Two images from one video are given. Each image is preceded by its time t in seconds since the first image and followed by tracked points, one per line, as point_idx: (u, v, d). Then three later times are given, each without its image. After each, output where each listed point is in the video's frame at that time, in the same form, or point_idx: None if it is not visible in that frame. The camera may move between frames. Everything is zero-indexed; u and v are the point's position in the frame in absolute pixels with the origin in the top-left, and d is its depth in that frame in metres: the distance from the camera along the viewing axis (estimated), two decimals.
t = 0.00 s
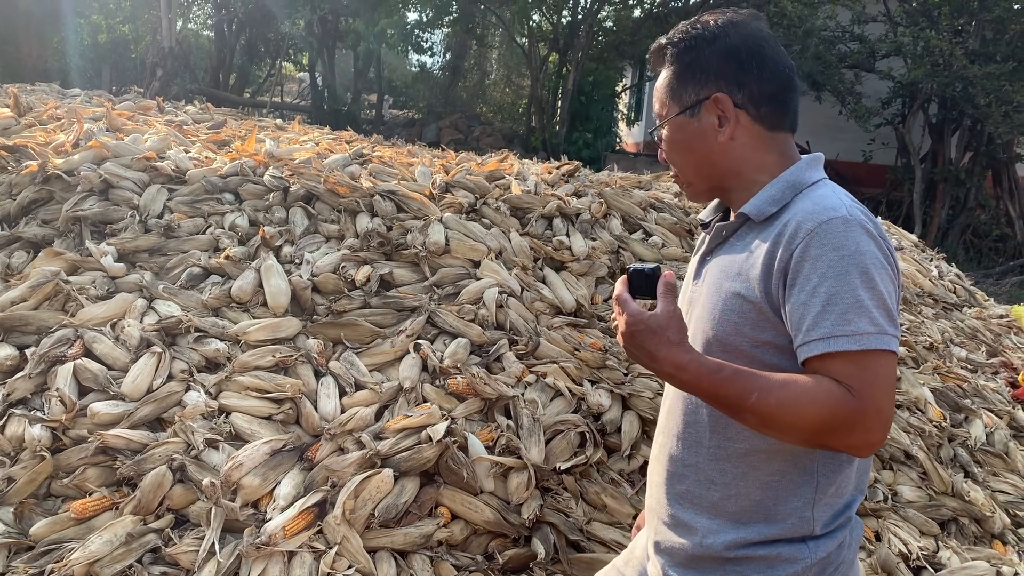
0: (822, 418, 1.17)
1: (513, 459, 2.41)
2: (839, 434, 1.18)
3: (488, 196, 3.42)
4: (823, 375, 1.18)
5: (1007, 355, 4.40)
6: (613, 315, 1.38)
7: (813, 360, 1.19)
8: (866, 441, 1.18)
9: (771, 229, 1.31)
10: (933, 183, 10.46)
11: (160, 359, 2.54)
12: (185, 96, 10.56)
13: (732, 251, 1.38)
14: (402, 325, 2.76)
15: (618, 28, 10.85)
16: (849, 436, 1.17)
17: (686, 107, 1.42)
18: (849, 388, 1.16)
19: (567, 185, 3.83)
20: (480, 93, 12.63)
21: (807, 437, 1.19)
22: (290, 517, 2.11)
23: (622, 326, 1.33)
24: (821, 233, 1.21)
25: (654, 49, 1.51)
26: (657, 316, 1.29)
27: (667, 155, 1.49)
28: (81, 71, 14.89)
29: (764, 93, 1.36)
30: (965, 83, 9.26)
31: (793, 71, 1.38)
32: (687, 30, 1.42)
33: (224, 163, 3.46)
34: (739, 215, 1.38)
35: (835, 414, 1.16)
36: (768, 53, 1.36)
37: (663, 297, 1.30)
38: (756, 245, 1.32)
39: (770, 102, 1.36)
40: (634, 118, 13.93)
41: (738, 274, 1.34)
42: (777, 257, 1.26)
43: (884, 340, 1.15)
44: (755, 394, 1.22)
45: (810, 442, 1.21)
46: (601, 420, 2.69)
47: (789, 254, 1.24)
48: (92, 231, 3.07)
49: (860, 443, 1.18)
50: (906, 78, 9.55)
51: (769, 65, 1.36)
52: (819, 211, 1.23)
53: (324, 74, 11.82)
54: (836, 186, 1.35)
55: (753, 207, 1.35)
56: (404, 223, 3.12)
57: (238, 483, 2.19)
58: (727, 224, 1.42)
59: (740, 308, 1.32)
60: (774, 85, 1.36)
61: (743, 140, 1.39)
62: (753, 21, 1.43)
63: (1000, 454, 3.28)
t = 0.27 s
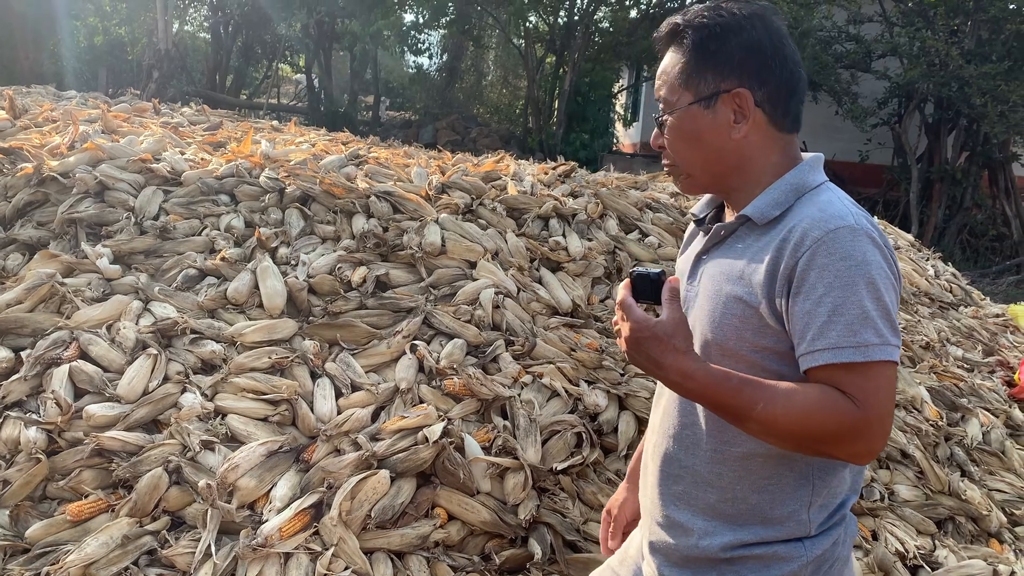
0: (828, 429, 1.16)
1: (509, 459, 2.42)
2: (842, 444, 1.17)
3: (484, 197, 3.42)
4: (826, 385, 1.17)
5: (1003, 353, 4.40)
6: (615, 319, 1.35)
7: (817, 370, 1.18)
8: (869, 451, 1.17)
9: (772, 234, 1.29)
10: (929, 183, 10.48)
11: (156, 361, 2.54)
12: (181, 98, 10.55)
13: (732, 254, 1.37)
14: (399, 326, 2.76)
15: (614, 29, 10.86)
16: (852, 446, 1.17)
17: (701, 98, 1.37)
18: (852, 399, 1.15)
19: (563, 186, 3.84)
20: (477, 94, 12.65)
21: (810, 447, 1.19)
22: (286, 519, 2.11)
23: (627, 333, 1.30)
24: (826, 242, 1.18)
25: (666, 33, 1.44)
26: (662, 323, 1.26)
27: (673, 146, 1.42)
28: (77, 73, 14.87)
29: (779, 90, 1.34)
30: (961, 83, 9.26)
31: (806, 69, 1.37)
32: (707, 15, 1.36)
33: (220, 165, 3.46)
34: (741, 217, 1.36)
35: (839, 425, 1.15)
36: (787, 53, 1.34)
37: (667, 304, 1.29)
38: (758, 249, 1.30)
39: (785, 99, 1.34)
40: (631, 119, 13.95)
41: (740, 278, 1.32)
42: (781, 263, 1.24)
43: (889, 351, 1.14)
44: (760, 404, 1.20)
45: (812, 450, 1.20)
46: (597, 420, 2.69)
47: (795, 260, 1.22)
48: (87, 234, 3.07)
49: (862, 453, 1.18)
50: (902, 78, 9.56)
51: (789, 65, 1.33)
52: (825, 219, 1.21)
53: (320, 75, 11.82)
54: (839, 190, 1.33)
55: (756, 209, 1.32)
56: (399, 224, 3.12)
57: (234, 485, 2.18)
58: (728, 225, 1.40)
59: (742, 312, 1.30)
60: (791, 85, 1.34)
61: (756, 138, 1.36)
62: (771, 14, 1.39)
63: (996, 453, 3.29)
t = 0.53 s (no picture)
0: (844, 446, 1.15)
1: (507, 462, 2.42)
2: (854, 460, 1.17)
3: (481, 199, 3.42)
4: (841, 400, 1.17)
5: (1000, 354, 4.41)
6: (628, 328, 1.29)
7: (832, 385, 1.17)
8: (880, 465, 1.18)
9: (787, 244, 1.27)
10: (926, 184, 10.49)
11: (154, 365, 2.54)
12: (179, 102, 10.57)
13: (740, 260, 1.34)
14: (397, 328, 2.76)
15: (611, 31, 10.88)
16: (866, 462, 1.17)
17: (720, 97, 1.34)
18: (867, 415, 1.15)
19: (560, 188, 3.84)
20: (474, 96, 12.70)
21: (824, 461, 1.18)
22: (284, 523, 2.11)
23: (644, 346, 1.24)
24: (846, 257, 1.17)
25: (683, 26, 1.40)
26: (680, 336, 1.21)
27: (687, 145, 1.39)
28: (74, 77, 14.90)
29: (800, 97, 1.33)
30: (957, 84, 9.27)
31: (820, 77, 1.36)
32: (731, 11, 1.33)
33: (217, 169, 3.46)
34: (751, 222, 1.34)
35: (855, 442, 1.15)
36: (808, 57, 1.33)
37: (685, 317, 1.22)
38: (771, 257, 1.28)
39: (803, 106, 1.33)
40: (629, 121, 13.97)
41: (750, 286, 1.30)
42: (798, 274, 1.22)
43: (904, 367, 1.15)
44: (777, 420, 1.18)
45: (822, 465, 1.20)
46: (595, 422, 2.69)
47: (813, 272, 1.20)
48: (85, 238, 3.08)
49: (872, 468, 1.18)
50: (898, 80, 9.58)
51: (809, 70, 1.33)
52: (844, 232, 1.19)
53: (318, 78, 11.84)
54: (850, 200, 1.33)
55: (771, 216, 1.30)
56: (397, 227, 3.12)
57: (232, 489, 2.19)
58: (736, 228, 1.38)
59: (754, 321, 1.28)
60: (809, 91, 1.34)
61: (773, 142, 1.35)
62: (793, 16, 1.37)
63: (994, 453, 3.29)
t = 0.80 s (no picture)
0: (856, 457, 1.16)
1: (505, 466, 2.42)
2: (864, 472, 1.18)
3: (479, 203, 3.43)
4: (855, 412, 1.17)
5: (998, 356, 4.41)
6: (644, 334, 1.24)
7: (845, 396, 1.18)
8: (886, 477, 1.19)
9: (799, 253, 1.26)
10: (924, 186, 10.51)
11: (151, 370, 2.54)
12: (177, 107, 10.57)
13: (745, 266, 1.33)
14: (394, 333, 2.76)
15: (609, 35, 10.90)
16: (874, 474, 1.18)
17: (734, 98, 1.33)
18: (881, 428, 1.16)
19: (557, 192, 3.85)
20: (472, 100, 12.75)
21: (834, 473, 1.18)
22: (282, 527, 2.11)
23: (664, 353, 1.19)
24: (864, 268, 1.17)
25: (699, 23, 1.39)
26: (702, 346, 1.17)
27: (696, 145, 1.38)
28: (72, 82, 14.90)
29: (813, 104, 1.33)
30: (954, 86, 9.29)
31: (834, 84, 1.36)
32: (750, 13, 1.32)
33: (215, 173, 3.47)
34: (760, 229, 1.32)
35: (867, 454, 1.16)
36: (825, 63, 1.32)
37: (705, 326, 1.18)
38: (781, 265, 1.27)
39: (816, 113, 1.33)
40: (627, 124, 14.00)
41: (759, 294, 1.28)
42: (812, 284, 1.22)
43: (914, 381, 1.16)
44: (794, 431, 1.18)
45: (830, 476, 1.20)
46: (593, 425, 2.70)
47: (830, 282, 1.19)
48: (83, 243, 3.08)
49: (878, 480, 1.20)
50: (896, 82, 9.59)
51: (825, 76, 1.32)
52: (859, 243, 1.20)
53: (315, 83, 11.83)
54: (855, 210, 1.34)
55: (782, 222, 1.29)
56: (395, 231, 3.13)
57: (230, 493, 2.19)
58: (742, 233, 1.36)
59: (763, 328, 1.27)
60: (823, 98, 1.33)
61: (782, 148, 1.35)
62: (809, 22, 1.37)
63: (991, 455, 3.29)
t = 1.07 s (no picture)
0: (855, 463, 1.16)
1: (504, 470, 2.42)
2: (861, 476, 1.18)
3: (478, 207, 3.43)
4: (852, 417, 1.17)
5: (997, 358, 4.41)
6: (642, 346, 1.21)
7: (842, 401, 1.18)
8: (881, 480, 1.20)
9: (792, 256, 1.25)
10: (922, 188, 10.52)
11: (150, 375, 2.54)
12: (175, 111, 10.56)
13: (737, 270, 1.31)
14: (393, 337, 2.76)
15: (608, 38, 10.92)
16: (871, 478, 1.18)
17: (730, 94, 1.33)
18: (878, 432, 1.16)
19: (556, 196, 3.85)
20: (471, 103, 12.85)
21: (832, 478, 1.18)
22: (281, 531, 2.11)
23: (666, 365, 1.17)
24: (859, 272, 1.17)
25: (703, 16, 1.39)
26: (704, 357, 1.14)
27: (689, 139, 1.38)
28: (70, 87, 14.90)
29: (809, 106, 1.33)
30: (952, 89, 9.31)
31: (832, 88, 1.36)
32: (754, 9, 1.32)
33: (213, 178, 3.47)
34: (751, 231, 1.31)
35: (866, 459, 1.16)
36: (823, 67, 1.33)
37: (705, 339, 1.16)
38: (774, 270, 1.26)
39: (810, 115, 1.33)
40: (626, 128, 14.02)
41: (752, 298, 1.27)
42: (807, 289, 1.21)
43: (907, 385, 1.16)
44: (794, 439, 1.17)
45: (828, 481, 1.20)
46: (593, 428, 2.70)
47: (825, 287, 1.19)
48: (81, 248, 3.08)
49: (874, 483, 1.20)
50: (894, 85, 9.60)
51: (822, 80, 1.33)
52: (853, 247, 1.19)
53: (314, 87, 11.84)
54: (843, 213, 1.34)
55: (774, 225, 1.28)
56: (393, 235, 3.13)
57: (229, 498, 2.19)
58: (732, 236, 1.34)
59: (757, 333, 1.26)
60: (818, 102, 1.33)
61: (774, 149, 1.35)
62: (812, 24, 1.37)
63: (990, 458, 3.30)
